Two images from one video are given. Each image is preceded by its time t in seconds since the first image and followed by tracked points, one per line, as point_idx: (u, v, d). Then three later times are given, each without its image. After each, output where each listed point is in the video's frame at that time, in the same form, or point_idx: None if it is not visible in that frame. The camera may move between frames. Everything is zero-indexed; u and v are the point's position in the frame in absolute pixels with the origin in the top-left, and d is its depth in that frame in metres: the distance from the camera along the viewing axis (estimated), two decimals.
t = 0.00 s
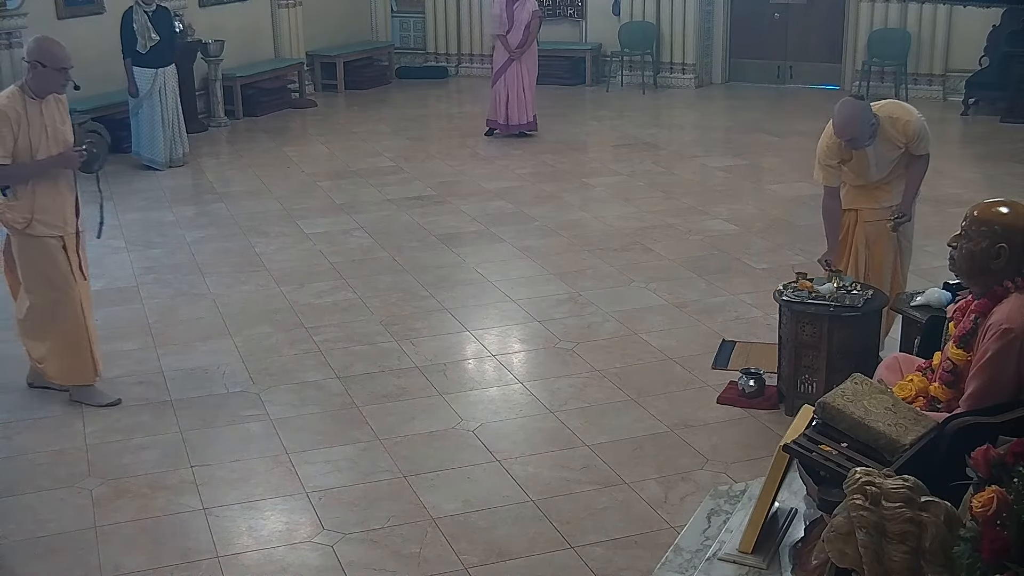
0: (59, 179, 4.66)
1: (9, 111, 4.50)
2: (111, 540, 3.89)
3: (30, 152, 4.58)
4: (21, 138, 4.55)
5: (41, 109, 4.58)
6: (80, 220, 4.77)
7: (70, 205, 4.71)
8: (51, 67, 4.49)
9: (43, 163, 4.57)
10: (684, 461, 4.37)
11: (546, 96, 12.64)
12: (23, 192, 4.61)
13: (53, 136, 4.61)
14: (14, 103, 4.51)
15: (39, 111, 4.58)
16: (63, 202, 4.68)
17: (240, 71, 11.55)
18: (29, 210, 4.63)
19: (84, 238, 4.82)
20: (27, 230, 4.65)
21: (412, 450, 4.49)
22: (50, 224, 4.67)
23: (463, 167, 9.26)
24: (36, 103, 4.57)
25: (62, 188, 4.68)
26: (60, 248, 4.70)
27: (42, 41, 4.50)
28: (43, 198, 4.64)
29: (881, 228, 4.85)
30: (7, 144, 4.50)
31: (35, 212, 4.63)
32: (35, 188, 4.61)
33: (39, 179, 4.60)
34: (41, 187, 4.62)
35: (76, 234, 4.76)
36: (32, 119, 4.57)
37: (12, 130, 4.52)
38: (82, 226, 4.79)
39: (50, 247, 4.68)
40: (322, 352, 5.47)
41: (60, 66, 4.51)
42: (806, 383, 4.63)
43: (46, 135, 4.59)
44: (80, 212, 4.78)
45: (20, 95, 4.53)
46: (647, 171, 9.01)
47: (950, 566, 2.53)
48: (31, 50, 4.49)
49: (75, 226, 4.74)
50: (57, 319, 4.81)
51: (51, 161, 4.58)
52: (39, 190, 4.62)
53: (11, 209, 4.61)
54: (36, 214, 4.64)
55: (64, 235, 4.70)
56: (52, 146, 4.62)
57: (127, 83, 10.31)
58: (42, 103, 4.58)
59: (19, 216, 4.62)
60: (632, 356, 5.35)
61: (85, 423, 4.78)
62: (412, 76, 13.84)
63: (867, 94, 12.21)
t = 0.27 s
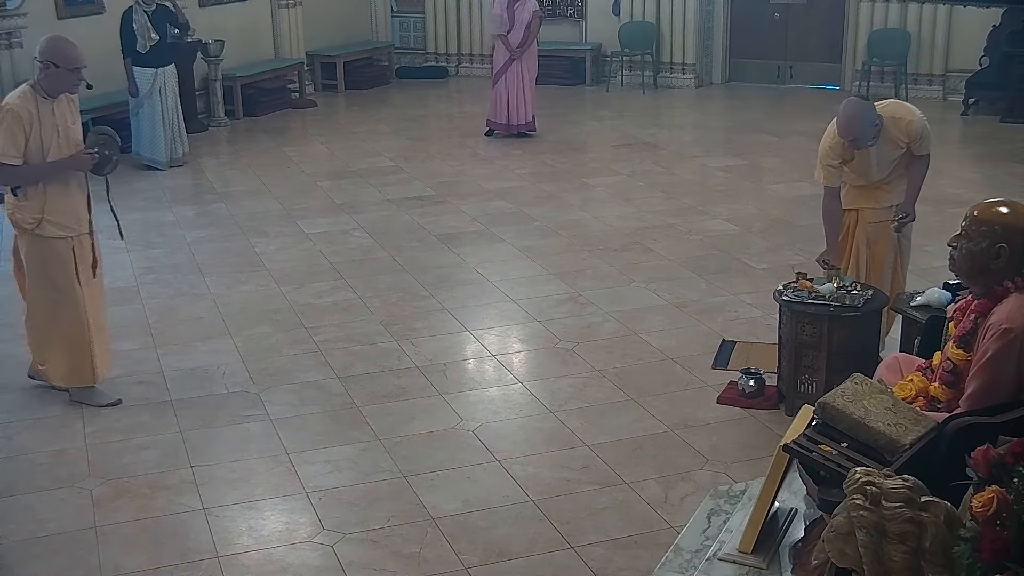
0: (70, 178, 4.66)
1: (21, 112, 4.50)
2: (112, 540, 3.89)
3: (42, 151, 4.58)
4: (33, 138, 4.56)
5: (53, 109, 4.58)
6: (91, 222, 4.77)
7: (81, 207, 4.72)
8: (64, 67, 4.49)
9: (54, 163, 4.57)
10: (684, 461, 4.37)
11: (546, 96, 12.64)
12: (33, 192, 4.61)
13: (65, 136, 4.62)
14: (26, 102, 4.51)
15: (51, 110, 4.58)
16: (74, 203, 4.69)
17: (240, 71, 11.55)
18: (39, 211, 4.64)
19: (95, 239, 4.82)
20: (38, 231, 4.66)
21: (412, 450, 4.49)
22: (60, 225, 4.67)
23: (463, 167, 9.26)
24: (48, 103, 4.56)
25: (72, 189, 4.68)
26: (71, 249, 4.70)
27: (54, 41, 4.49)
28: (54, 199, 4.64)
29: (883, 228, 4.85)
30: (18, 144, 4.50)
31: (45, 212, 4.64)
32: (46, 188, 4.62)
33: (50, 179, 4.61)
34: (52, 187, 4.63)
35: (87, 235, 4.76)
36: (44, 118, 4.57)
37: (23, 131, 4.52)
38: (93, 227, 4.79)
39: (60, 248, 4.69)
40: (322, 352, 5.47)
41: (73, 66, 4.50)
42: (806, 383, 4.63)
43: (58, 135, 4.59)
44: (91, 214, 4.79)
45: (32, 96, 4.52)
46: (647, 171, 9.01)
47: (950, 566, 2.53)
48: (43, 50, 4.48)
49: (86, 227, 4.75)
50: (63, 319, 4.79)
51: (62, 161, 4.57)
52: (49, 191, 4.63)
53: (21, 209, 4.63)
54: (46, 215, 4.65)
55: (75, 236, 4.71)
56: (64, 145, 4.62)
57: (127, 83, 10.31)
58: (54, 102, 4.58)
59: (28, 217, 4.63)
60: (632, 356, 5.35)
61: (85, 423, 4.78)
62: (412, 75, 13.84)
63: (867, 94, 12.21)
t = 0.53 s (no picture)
0: (76, 181, 4.67)
1: (28, 114, 4.52)
2: (112, 540, 3.89)
3: (48, 153, 4.59)
4: (40, 141, 4.57)
5: (62, 112, 4.60)
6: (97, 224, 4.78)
7: (85, 210, 4.72)
8: (74, 72, 4.49)
9: (61, 166, 4.58)
10: (684, 461, 4.37)
11: (546, 96, 12.64)
12: (38, 195, 4.62)
13: (72, 137, 4.64)
14: (34, 104, 4.53)
15: (59, 113, 4.60)
16: (78, 205, 4.68)
17: (240, 71, 11.55)
18: (43, 214, 4.64)
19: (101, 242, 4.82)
20: (42, 233, 4.66)
21: (411, 450, 4.49)
22: (63, 228, 4.67)
23: (463, 167, 9.26)
24: (57, 105, 4.58)
25: (77, 191, 4.68)
26: (74, 251, 4.71)
27: (64, 46, 4.49)
28: (59, 201, 4.64)
29: (883, 229, 4.85)
30: (26, 147, 4.52)
31: (49, 215, 4.64)
32: (51, 190, 4.62)
33: (55, 181, 4.62)
34: (58, 189, 4.63)
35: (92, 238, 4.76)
36: (52, 121, 4.58)
37: (30, 133, 4.53)
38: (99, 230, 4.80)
39: (64, 250, 4.69)
40: (321, 352, 5.47)
41: (84, 72, 4.51)
42: (806, 383, 4.63)
43: (64, 138, 4.61)
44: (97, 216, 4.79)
45: (41, 98, 4.54)
46: (647, 171, 9.01)
47: (950, 566, 2.53)
48: (53, 54, 4.48)
49: (91, 230, 4.74)
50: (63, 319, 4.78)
51: (68, 163, 4.58)
52: (55, 194, 4.63)
53: (26, 211, 4.63)
54: (51, 217, 4.64)
55: (79, 239, 4.71)
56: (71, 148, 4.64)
57: (128, 84, 10.31)
58: (62, 105, 4.60)
59: (32, 219, 4.63)
60: (632, 355, 5.35)
61: (85, 423, 4.78)
62: (412, 75, 13.84)
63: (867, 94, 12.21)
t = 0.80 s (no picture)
0: (78, 178, 4.67)
1: (31, 110, 4.53)
2: (111, 540, 3.89)
3: (52, 149, 4.60)
4: (43, 137, 4.57)
5: (65, 109, 4.61)
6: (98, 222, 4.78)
7: (87, 207, 4.72)
8: (77, 68, 4.50)
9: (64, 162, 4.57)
10: (685, 461, 4.37)
11: (546, 96, 12.63)
12: (40, 191, 4.62)
13: (76, 133, 4.63)
14: (38, 101, 4.54)
15: (63, 110, 4.61)
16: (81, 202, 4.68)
17: (240, 71, 11.55)
18: (45, 210, 4.64)
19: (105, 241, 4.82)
20: (43, 230, 4.66)
21: (411, 450, 4.49)
22: (66, 225, 4.67)
23: (463, 167, 9.26)
24: (60, 103, 4.59)
25: (79, 188, 4.68)
26: (76, 250, 4.71)
27: (68, 44, 4.50)
28: (61, 198, 4.64)
29: (884, 230, 4.85)
30: (28, 142, 4.52)
31: (51, 212, 4.64)
32: (52, 187, 4.62)
33: (58, 178, 4.62)
34: (60, 186, 4.63)
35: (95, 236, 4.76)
36: (56, 117, 4.59)
37: (33, 129, 4.54)
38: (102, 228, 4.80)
39: (66, 247, 4.69)
40: (321, 352, 5.47)
41: (87, 69, 4.52)
42: (806, 383, 4.64)
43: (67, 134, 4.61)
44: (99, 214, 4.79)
45: (45, 95, 4.55)
46: (647, 171, 9.01)
47: (951, 566, 2.53)
48: (57, 51, 4.50)
49: (93, 228, 4.74)
50: (68, 318, 4.78)
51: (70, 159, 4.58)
52: (57, 190, 4.63)
53: (28, 207, 4.63)
54: (53, 214, 4.65)
55: (81, 237, 4.71)
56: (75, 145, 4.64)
57: (128, 84, 10.31)
58: (66, 102, 4.61)
59: (34, 215, 4.63)
60: (632, 355, 5.35)
61: (86, 423, 4.78)
62: (412, 75, 13.84)
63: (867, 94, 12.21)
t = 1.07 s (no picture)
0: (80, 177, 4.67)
1: (32, 109, 4.55)
2: (111, 540, 3.89)
3: (53, 148, 4.60)
4: (44, 136, 4.58)
5: (68, 108, 4.61)
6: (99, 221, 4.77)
7: (87, 207, 4.71)
8: (77, 68, 4.49)
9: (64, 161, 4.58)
10: (685, 461, 4.37)
11: (546, 96, 12.64)
12: (41, 189, 4.63)
13: (77, 133, 4.63)
14: (39, 100, 4.55)
15: (65, 110, 4.61)
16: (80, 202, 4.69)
17: (240, 71, 11.55)
18: (44, 209, 4.64)
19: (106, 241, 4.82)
20: (42, 228, 4.66)
21: (411, 450, 4.49)
22: (65, 224, 4.67)
23: (463, 167, 9.26)
24: (63, 102, 4.60)
25: (80, 187, 4.68)
26: (76, 249, 4.71)
27: (69, 44, 4.50)
28: (61, 197, 4.65)
29: (885, 230, 4.85)
30: (27, 141, 4.53)
31: (51, 211, 4.65)
32: (53, 185, 4.63)
33: (59, 177, 4.63)
34: (61, 184, 4.64)
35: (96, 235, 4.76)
36: (58, 117, 4.60)
37: (34, 128, 4.55)
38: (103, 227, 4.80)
39: (66, 247, 4.69)
40: (321, 352, 5.47)
41: (87, 67, 4.51)
42: (806, 383, 4.64)
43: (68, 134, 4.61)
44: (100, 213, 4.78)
45: (46, 94, 4.56)
46: (647, 171, 9.01)
47: (951, 566, 2.53)
48: (58, 51, 4.50)
49: (93, 227, 4.74)
50: (72, 318, 4.78)
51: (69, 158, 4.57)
52: (57, 189, 4.64)
53: (28, 205, 4.64)
54: (52, 213, 4.65)
55: (80, 236, 4.70)
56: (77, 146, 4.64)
57: (127, 84, 10.31)
58: (69, 102, 4.61)
59: (33, 214, 4.64)
60: (633, 355, 5.35)
61: (85, 423, 4.78)
62: (412, 76, 13.84)
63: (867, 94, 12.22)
